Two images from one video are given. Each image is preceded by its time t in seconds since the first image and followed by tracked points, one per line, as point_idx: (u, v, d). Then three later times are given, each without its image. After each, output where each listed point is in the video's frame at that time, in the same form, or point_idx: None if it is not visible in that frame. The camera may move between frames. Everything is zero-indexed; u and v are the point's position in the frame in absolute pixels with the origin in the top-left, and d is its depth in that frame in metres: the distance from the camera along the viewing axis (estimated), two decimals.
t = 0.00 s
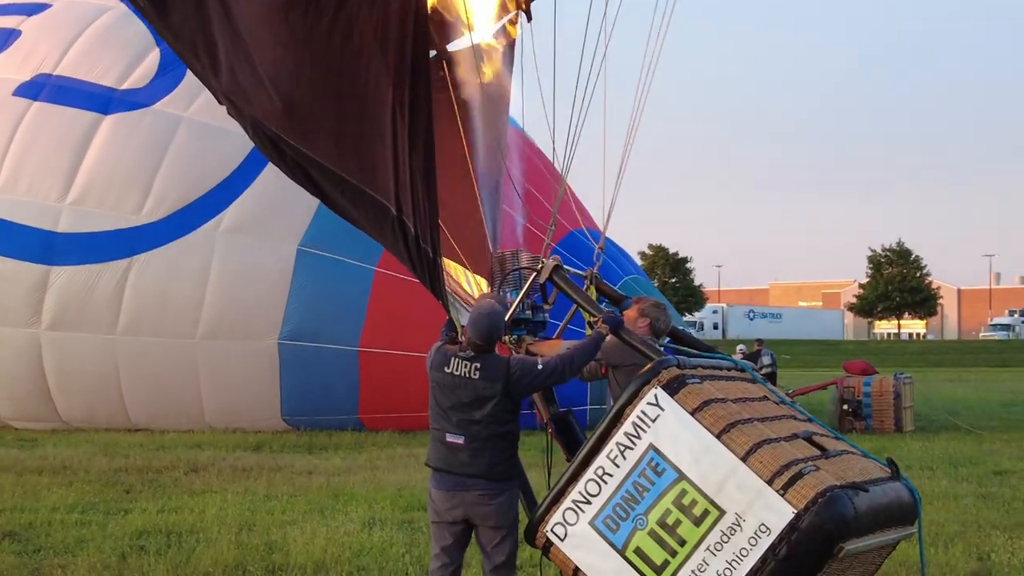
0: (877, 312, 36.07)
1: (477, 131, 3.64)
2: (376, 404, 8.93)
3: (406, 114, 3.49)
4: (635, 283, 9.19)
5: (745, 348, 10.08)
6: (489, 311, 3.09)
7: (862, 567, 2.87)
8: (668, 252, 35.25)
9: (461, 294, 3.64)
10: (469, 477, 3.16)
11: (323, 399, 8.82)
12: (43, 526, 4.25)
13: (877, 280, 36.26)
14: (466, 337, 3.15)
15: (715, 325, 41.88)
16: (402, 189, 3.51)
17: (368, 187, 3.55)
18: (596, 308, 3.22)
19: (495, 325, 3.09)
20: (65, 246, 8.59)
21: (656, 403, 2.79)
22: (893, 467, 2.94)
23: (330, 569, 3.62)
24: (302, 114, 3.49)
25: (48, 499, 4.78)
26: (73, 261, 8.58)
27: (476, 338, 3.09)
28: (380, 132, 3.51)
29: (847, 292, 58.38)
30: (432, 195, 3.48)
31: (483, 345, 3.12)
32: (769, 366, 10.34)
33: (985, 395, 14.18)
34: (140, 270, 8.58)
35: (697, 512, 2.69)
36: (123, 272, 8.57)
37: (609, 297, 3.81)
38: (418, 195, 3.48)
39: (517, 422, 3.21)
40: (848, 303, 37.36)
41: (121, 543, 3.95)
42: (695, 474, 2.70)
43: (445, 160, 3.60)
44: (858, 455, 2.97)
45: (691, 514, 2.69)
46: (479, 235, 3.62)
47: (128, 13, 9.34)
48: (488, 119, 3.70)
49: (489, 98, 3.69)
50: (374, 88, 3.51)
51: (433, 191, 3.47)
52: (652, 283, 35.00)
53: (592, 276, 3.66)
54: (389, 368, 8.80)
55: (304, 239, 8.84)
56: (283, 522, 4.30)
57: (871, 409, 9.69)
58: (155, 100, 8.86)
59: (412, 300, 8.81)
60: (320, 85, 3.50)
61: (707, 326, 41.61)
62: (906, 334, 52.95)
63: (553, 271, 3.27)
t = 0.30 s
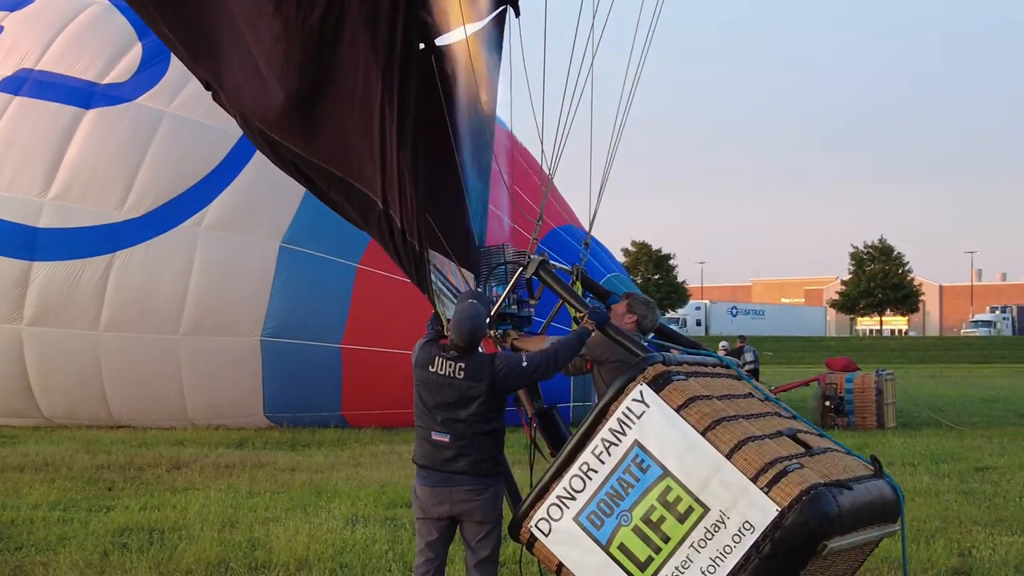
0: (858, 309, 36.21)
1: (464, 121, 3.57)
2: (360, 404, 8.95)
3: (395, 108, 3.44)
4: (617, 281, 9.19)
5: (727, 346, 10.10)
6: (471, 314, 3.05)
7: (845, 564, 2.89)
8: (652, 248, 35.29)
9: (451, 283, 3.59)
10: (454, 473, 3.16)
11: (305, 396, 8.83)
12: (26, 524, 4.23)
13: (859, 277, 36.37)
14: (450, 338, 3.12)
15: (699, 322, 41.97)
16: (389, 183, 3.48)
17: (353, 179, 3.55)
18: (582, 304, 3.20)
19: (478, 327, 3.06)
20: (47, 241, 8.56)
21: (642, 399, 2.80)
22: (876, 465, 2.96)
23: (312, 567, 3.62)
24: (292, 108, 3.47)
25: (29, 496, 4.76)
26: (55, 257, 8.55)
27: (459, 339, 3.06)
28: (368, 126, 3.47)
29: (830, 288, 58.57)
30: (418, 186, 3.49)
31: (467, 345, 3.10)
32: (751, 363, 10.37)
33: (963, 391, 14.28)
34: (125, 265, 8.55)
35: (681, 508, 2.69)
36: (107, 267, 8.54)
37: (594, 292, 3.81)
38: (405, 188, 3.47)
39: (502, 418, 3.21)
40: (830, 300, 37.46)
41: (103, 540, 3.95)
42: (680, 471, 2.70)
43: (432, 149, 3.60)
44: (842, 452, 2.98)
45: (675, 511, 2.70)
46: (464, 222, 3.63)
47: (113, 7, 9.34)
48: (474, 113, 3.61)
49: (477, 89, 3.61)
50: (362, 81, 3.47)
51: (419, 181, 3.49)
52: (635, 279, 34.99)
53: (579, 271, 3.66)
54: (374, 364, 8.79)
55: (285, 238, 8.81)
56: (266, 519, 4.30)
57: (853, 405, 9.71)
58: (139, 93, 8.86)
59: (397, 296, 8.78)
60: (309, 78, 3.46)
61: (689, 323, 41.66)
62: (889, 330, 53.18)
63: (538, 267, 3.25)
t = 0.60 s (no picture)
0: (848, 308, 36.26)
1: (461, 117, 3.56)
2: (350, 403, 8.96)
3: (392, 104, 3.41)
4: (608, 279, 9.19)
5: (718, 344, 10.11)
6: (461, 317, 3.04)
7: (837, 565, 2.90)
8: (640, 248, 35.18)
9: (444, 279, 3.63)
10: (449, 474, 3.16)
11: (295, 395, 8.85)
12: (16, 524, 4.23)
13: (849, 275, 36.40)
14: (441, 340, 3.12)
15: (689, 320, 42.03)
16: (384, 180, 3.44)
17: (347, 178, 3.51)
18: (576, 304, 3.19)
19: (469, 330, 3.05)
20: (37, 240, 8.52)
21: (635, 399, 2.81)
22: (869, 466, 2.96)
23: (302, 566, 3.62)
24: (289, 105, 3.44)
25: (19, 496, 4.76)
26: (45, 255, 8.51)
27: (450, 341, 3.05)
28: (365, 123, 3.44)
29: (820, 285, 58.63)
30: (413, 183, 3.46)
31: (457, 348, 3.09)
32: (741, 361, 10.39)
33: (951, 390, 14.31)
34: (116, 262, 8.52)
35: (674, 509, 2.70)
36: (97, 264, 8.52)
37: (590, 291, 3.80)
38: (400, 185, 3.42)
39: (496, 419, 3.22)
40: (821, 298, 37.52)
41: (94, 541, 3.94)
42: (673, 471, 2.71)
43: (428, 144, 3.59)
44: (834, 453, 2.99)
45: (667, 511, 2.71)
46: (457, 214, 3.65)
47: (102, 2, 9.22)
48: (471, 107, 3.59)
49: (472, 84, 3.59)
50: (360, 78, 3.44)
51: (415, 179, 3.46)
52: (626, 278, 34.97)
53: (575, 270, 3.65)
54: (366, 361, 8.79)
55: (275, 238, 8.79)
56: (256, 519, 4.30)
57: (843, 404, 9.72)
58: (128, 93, 8.78)
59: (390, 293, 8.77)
60: (308, 74, 3.44)
61: (680, 321, 41.69)
62: (879, 328, 53.36)
63: (534, 265, 3.24)
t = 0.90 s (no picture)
0: (844, 308, 36.29)
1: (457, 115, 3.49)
2: (347, 403, 8.97)
3: (394, 102, 3.39)
4: (606, 280, 9.18)
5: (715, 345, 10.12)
6: (459, 319, 3.03)
7: (833, 567, 2.90)
8: (636, 248, 35.23)
9: (444, 276, 3.56)
10: (448, 476, 3.16)
11: (292, 396, 8.85)
12: (13, 524, 4.23)
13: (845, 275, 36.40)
14: (440, 341, 3.11)
15: (685, 320, 42.06)
16: (385, 178, 3.42)
17: (347, 177, 3.48)
18: (576, 304, 3.20)
19: (467, 331, 3.04)
20: (32, 240, 8.52)
21: (634, 400, 2.81)
22: (865, 469, 2.96)
23: (299, 567, 3.63)
24: (291, 105, 3.42)
25: (16, 497, 4.76)
26: (41, 256, 8.51)
27: (448, 343, 3.05)
28: (366, 122, 3.42)
29: (816, 287, 58.73)
30: (415, 181, 3.43)
31: (456, 349, 3.08)
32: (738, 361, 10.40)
33: (947, 391, 14.29)
34: (112, 261, 8.52)
35: (671, 510, 2.70)
36: (93, 265, 8.52)
37: (589, 291, 3.81)
38: (401, 183, 3.41)
39: (494, 419, 3.22)
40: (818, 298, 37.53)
41: (90, 542, 3.94)
42: (670, 473, 2.71)
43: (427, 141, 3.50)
44: (830, 456, 2.99)
45: (664, 513, 2.71)
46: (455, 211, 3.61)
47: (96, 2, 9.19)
48: (467, 106, 3.51)
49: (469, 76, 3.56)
50: (362, 75, 3.42)
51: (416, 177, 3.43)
52: (622, 278, 34.97)
53: (574, 270, 3.66)
54: (364, 362, 8.80)
55: (271, 238, 8.79)
56: (252, 520, 4.30)
57: (839, 404, 9.72)
58: (123, 94, 8.78)
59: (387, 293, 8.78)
60: (309, 72, 3.40)
61: (677, 321, 41.72)
62: (875, 328, 53.41)
63: (532, 265, 3.24)
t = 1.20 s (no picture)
0: (841, 310, 36.26)
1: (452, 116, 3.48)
2: (346, 405, 8.96)
3: (396, 101, 3.36)
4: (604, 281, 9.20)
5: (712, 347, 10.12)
6: (460, 321, 3.03)
7: (831, 571, 2.91)
8: (633, 251, 35.19)
9: (444, 276, 3.52)
10: (447, 480, 3.16)
11: (290, 398, 8.85)
12: (10, 527, 4.24)
13: (842, 277, 36.38)
14: (440, 344, 3.11)
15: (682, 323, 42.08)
16: (386, 177, 3.39)
17: (348, 178, 3.46)
18: (576, 305, 3.19)
19: (468, 333, 3.04)
20: (29, 244, 8.51)
21: (633, 403, 2.80)
22: (864, 472, 2.96)
23: (295, 570, 3.63)
24: (293, 105, 3.40)
25: (13, 500, 4.76)
26: (38, 259, 8.51)
27: (448, 346, 3.04)
28: (368, 122, 3.39)
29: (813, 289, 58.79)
30: (417, 181, 3.38)
31: (456, 352, 3.08)
32: (734, 363, 10.41)
33: (944, 393, 14.29)
34: (110, 263, 8.53)
35: (669, 513, 2.70)
36: (91, 268, 8.52)
37: (590, 292, 3.80)
38: (401, 182, 3.37)
39: (493, 422, 3.21)
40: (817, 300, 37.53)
41: (87, 545, 3.94)
42: (669, 476, 2.71)
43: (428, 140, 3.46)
44: (829, 459, 2.99)
45: (663, 515, 2.71)
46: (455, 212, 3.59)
47: (94, 6, 9.19)
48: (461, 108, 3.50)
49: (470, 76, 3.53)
50: (365, 75, 3.39)
51: (417, 176, 3.38)
52: (618, 281, 34.92)
53: (575, 271, 3.66)
54: (362, 363, 8.80)
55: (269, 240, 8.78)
56: (249, 523, 4.30)
57: (836, 407, 9.73)
58: (120, 97, 8.78)
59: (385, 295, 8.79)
60: (310, 72, 3.38)
61: (674, 324, 41.74)
62: (872, 331, 53.44)
63: (534, 265, 3.23)
